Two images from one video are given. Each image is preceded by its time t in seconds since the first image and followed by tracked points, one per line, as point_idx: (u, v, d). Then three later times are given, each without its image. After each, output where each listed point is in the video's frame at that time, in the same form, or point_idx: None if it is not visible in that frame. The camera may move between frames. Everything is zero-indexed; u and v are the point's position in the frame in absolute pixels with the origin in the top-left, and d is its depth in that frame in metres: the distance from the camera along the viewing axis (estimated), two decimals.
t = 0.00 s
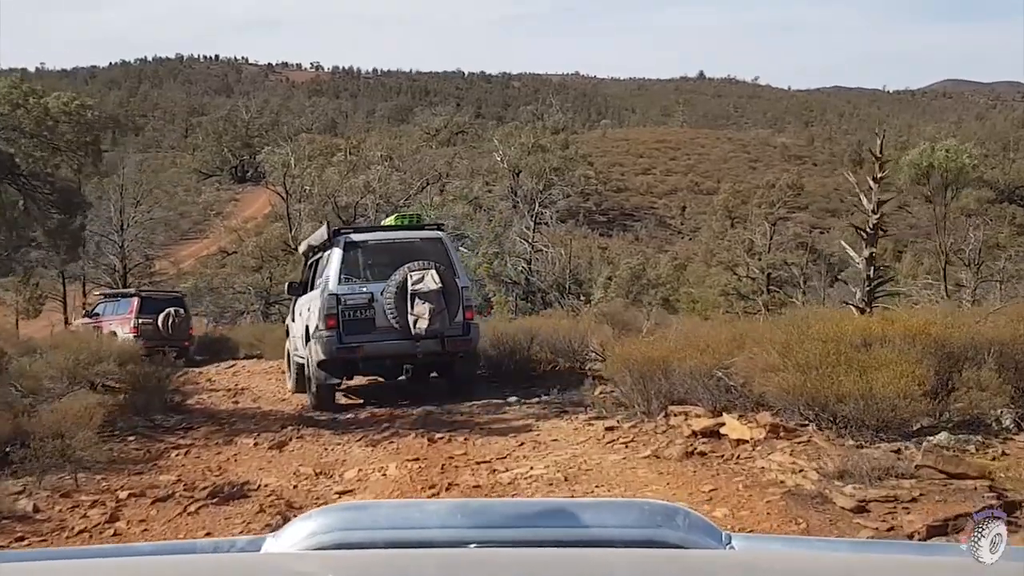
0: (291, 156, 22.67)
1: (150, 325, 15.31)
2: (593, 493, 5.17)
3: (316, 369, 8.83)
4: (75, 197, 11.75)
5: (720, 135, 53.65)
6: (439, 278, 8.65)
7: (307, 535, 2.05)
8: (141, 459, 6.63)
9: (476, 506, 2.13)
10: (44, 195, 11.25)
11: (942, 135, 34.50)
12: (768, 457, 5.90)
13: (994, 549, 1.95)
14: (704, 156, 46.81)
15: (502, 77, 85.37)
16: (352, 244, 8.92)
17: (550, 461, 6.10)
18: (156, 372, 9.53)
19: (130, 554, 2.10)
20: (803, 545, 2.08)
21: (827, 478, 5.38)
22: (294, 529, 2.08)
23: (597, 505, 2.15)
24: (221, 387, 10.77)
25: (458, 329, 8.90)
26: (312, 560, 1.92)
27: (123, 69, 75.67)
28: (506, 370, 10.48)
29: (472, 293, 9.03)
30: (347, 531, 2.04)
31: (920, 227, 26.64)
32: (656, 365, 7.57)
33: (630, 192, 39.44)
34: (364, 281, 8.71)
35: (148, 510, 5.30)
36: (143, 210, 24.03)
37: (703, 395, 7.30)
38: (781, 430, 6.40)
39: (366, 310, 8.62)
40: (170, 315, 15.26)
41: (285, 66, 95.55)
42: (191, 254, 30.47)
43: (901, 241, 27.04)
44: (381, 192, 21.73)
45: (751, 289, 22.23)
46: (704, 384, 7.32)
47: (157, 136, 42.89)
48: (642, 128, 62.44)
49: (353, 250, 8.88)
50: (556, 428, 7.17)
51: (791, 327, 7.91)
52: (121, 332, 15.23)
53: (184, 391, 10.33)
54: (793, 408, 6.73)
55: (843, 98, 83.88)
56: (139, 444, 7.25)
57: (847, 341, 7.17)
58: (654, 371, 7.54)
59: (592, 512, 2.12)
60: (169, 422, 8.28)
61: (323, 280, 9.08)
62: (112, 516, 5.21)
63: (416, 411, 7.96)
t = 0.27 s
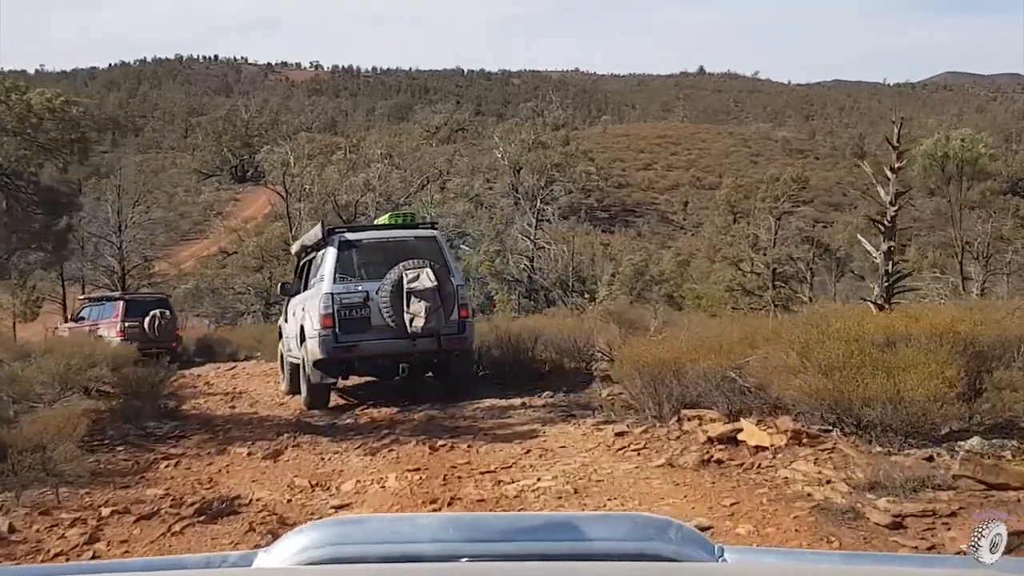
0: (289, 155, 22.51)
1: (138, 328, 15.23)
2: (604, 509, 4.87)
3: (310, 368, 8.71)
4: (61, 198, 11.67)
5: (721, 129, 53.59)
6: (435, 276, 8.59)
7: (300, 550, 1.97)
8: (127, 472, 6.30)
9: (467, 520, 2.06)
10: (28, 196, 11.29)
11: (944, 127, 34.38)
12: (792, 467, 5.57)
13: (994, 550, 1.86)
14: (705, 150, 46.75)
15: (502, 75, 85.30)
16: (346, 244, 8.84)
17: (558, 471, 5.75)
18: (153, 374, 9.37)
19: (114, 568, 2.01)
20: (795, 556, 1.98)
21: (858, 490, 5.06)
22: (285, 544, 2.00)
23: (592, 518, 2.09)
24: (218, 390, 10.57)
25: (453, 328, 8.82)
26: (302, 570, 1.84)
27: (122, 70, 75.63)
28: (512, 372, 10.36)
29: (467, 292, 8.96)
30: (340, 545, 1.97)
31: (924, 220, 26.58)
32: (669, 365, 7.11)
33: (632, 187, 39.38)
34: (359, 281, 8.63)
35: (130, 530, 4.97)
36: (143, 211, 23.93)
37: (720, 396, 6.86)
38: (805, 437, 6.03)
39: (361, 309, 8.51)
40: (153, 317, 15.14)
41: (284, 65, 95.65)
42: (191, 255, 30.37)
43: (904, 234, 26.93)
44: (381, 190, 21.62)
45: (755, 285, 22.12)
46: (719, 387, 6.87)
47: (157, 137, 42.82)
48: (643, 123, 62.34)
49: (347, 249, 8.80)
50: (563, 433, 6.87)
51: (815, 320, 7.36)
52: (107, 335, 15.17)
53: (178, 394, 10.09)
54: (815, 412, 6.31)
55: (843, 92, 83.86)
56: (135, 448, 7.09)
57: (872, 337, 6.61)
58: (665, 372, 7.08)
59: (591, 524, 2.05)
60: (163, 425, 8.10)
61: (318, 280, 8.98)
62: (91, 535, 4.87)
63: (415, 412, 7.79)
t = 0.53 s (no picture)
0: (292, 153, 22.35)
1: (127, 328, 15.18)
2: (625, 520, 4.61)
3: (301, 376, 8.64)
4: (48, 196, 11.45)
5: (726, 126, 53.46)
6: (422, 281, 8.53)
7: (294, 546, 1.90)
8: (111, 484, 5.85)
9: (460, 517, 1.96)
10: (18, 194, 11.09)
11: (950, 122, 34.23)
12: (817, 479, 5.32)
13: (993, 550, 1.90)
14: (710, 147, 46.60)
15: (506, 72, 85.13)
16: (334, 251, 8.75)
17: (567, 483, 5.48)
18: (152, 374, 9.23)
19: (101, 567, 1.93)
20: (790, 553, 1.92)
21: (892, 507, 4.82)
22: (278, 542, 1.93)
23: (585, 514, 2.01)
24: (216, 393, 10.39)
25: (443, 332, 8.75)
26: (292, 569, 1.77)
27: (125, 70, 75.60)
28: (519, 372, 10.23)
29: (455, 296, 8.90)
30: (331, 544, 1.89)
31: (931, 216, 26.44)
32: (682, 368, 6.95)
33: (636, 184, 39.25)
34: (347, 288, 8.55)
35: (107, 549, 4.53)
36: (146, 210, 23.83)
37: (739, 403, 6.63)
38: (830, 447, 5.77)
39: (350, 316, 8.45)
40: (143, 318, 15.18)
41: (288, 64, 95.51)
42: (195, 255, 30.27)
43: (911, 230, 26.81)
44: (384, 187, 21.52)
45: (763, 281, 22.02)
46: (734, 392, 6.65)
47: (160, 137, 42.73)
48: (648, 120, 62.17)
49: (334, 256, 8.71)
50: (570, 441, 6.56)
51: (836, 321, 7.20)
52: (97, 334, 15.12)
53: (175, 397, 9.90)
54: (841, 418, 6.07)
55: (848, 88, 83.74)
56: (134, 450, 6.93)
57: (897, 340, 6.49)
58: (678, 375, 6.92)
59: (585, 522, 1.97)
60: (161, 427, 7.93)
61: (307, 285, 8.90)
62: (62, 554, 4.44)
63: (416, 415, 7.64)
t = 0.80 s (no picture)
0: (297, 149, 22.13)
1: (114, 321, 15.08)
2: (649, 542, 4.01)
3: (297, 374, 8.57)
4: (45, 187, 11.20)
5: (734, 127, 53.30)
6: (418, 279, 8.43)
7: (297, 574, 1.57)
8: (93, 489, 5.50)
9: (474, 536, 1.66)
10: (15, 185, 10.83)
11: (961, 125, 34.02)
12: (858, 497, 4.77)
13: (995, 550, 1.75)
14: (719, 148, 46.42)
15: (514, 71, 85.00)
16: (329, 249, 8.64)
17: (583, 495, 4.99)
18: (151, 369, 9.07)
19: None
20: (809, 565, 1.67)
21: (948, 530, 4.24)
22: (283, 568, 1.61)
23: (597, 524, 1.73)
24: (216, 391, 10.20)
25: (438, 328, 8.66)
26: None
27: (134, 64, 75.72)
28: (525, 371, 10.04)
29: (451, 292, 8.79)
30: (344, 566, 1.58)
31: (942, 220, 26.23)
32: (701, 369, 6.26)
33: (644, 184, 39.08)
34: (343, 285, 8.46)
35: (86, 562, 4.20)
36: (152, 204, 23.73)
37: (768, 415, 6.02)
38: (870, 460, 5.20)
39: (346, 314, 8.36)
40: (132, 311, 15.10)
41: (295, 61, 95.45)
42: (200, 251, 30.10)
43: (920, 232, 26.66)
44: (391, 184, 21.37)
45: (773, 283, 21.98)
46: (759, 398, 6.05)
47: (167, 132, 42.70)
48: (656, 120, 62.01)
49: (330, 254, 8.59)
50: (583, 446, 6.16)
51: (865, 330, 6.74)
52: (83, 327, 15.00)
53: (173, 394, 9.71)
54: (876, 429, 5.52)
55: (857, 90, 83.62)
56: (132, 447, 6.77)
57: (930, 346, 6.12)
58: (697, 377, 6.24)
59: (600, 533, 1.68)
60: (156, 426, 7.67)
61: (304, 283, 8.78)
62: (34, 568, 4.08)
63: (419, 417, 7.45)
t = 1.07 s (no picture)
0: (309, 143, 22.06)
1: (110, 312, 15.17)
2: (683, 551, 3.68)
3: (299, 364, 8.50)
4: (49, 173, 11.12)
5: (747, 131, 53.23)
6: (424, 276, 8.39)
7: None
8: (89, 487, 5.39)
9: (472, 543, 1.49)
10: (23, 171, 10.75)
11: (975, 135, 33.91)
12: (908, 521, 4.47)
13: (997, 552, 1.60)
14: (731, 152, 46.35)
15: (527, 70, 85.04)
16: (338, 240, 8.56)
17: (606, 509, 4.81)
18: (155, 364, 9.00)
19: None
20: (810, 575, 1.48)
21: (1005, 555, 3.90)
22: None
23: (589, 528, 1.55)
24: (220, 385, 10.10)
25: (442, 326, 8.60)
26: None
27: (148, 55, 75.81)
28: (533, 368, 9.80)
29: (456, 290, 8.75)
30: None
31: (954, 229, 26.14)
32: (730, 379, 6.02)
33: (656, 187, 39.03)
34: (349, 278, 8.40)
35: (78, 568, 4.12)
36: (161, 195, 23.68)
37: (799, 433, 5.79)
38: (915, 481, 4.93)
39: (351, 307, 8.31)
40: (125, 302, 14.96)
41: (309, 56, 95.55)
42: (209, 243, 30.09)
43: (933, 242, 26.52)
44: (401, 181, 21.29)
45: (787, 290, 21.84)
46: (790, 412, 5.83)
47: (179, 123, 42.70)
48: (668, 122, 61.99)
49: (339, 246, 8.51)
50: (602, 455, 6.01)
51: (904, 348, 6.53)
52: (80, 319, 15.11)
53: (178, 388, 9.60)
54: (912, 445, 5.25)
55: (870, 98, 83.54)
56: (136, 443, 6.68)
57: (978, 365, 5.94)
58: (725, 386, 6.00)
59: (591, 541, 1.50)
60: (160, 421, 7.59)
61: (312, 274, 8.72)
62: None
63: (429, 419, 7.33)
